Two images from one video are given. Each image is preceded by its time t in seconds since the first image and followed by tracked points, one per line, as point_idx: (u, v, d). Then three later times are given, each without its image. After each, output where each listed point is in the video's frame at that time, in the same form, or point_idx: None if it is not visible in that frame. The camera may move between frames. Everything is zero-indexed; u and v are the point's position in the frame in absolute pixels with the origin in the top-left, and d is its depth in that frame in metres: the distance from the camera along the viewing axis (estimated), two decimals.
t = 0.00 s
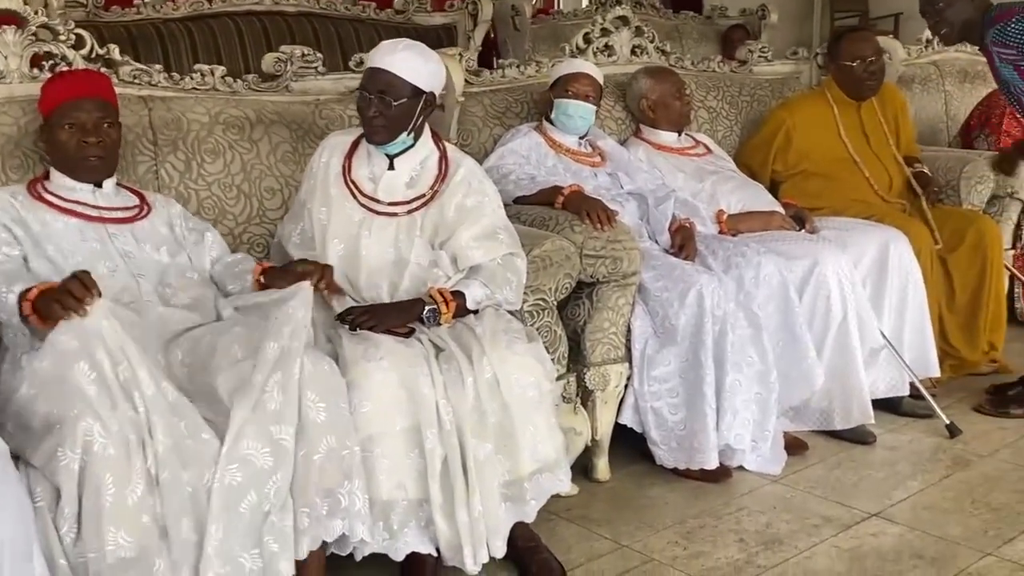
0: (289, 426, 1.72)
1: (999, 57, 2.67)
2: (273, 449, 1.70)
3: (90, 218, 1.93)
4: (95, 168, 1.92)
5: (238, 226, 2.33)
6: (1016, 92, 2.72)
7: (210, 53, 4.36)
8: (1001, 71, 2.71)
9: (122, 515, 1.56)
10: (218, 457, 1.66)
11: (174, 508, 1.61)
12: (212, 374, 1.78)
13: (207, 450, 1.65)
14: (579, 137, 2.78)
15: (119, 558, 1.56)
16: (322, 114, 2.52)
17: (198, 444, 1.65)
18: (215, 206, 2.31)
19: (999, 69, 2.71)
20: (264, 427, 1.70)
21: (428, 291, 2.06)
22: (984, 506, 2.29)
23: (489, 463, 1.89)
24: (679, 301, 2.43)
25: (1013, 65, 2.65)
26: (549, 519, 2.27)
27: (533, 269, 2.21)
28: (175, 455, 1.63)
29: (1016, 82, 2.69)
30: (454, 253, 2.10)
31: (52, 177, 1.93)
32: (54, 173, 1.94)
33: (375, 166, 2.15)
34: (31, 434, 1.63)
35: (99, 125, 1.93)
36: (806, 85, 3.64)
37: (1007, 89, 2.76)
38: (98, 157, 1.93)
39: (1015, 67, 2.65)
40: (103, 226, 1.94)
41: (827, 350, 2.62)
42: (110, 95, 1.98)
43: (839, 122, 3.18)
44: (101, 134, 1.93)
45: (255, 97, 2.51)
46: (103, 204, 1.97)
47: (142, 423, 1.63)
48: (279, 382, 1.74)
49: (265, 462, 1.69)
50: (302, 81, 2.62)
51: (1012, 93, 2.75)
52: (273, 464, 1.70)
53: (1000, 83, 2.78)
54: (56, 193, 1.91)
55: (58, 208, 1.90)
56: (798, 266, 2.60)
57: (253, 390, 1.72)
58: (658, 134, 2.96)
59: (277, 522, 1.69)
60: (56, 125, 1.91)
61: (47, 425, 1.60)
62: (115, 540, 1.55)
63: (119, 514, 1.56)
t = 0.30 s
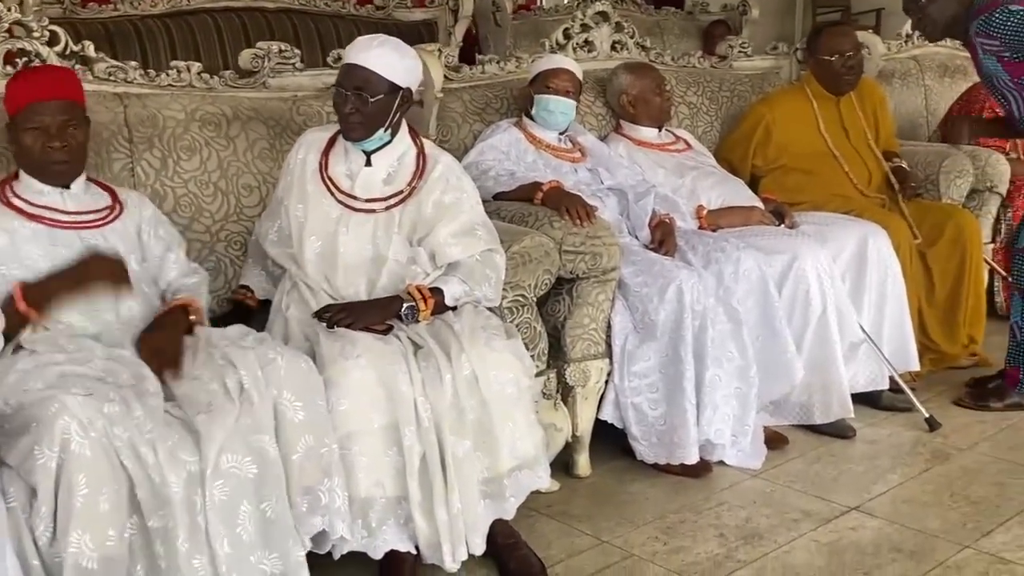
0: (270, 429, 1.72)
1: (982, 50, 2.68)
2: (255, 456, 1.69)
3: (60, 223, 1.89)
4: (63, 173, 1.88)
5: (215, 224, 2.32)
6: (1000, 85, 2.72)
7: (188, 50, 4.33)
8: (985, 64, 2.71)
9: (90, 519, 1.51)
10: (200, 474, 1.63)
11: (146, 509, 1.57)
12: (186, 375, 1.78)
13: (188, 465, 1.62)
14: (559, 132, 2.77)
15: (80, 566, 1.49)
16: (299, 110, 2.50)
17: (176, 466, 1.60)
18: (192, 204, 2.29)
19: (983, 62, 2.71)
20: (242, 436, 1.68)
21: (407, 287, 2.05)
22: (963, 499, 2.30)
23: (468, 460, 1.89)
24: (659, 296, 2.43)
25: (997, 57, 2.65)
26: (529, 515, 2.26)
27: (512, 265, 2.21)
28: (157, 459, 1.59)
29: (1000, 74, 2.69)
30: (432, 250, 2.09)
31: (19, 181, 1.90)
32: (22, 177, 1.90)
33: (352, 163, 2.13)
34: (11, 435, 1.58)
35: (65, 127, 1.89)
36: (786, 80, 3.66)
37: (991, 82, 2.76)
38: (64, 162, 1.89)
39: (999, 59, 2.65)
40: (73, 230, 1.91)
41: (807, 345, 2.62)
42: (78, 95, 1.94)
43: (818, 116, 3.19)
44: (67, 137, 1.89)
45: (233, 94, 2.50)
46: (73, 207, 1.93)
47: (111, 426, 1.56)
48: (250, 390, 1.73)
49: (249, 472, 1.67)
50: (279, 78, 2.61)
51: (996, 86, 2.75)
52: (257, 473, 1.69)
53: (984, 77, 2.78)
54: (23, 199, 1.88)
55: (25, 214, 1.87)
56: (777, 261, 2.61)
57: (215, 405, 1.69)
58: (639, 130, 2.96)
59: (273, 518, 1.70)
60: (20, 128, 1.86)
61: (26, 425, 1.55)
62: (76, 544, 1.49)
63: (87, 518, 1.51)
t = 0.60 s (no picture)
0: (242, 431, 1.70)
1: (962, 44, 2.67)
2: (229, 457, 1.68)
3: (10, 223, 1.86)
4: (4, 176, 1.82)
5: (190, 222, 2.30)
6: (978, 79, 2.72)
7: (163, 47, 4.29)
8: (963, 58, 2.71)
9: (67, 519, 1.49)
10: (174, 474, 1.61)
11: (120, 508, 1.56)
12: (158, 373, 1.76)
13: (161, 465, 1.60)
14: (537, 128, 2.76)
15: (61, 565, 1.48)
16: (275, 107, 2.49)
17: (152, 466, 1.59)
18: (167, 202, 2.28)
19: (961, 56, 2.71)
20: (216, 436, 1.67)
21: (384, 285, 2.04)
22: (940, 491, 2.32)
23: (446, 458, 1.88)
24: (638, 292, 2.42)
25: (978, 51, 2.65)
26: (509, 512, 2.26)
27: (490, 262, 2.20)
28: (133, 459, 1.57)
29: (980, 68, 2.69)
30: (410, 247, 2.08)
31: None
32: None
33: (328, 160, 2.12)
34: None
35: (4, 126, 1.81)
36: (764, 76, 3.66)
37: (967, 76, 2.76)
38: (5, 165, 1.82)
39: (980, 52, 2.65)
40: (26, 229, 1.87)
41: (785, 341, 2.63)
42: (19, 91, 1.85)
43: (796, 112, 3.19)
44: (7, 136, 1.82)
45: (208, 91, 2.48)
46: (25, 205, 1.88)
47: (87, 425, 1.55)
48: (222, 390, 1.71)
49: (224, 472, 1.66)
50: (255, 74, 2.59)
51: (973, 80, 2.75)
52: (232, 473, 1.67)
53: (959, 71, 2.78)
54: None
55: None
56: (755, 256, 2.61)
57: (189, 405, 1.68)
58: (617, 126, 2.96)
59: (248, 519, 1.68)
60: None
61: None
62: (56, 544, 1.47)
63: (64, 518, 1.49)
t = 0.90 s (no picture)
0: (212, 441, 1.68)
1: (936, 42, 2.70)
2: (199, 466, 1.66)
3: None
4: None
5: (161, 227, 2.28)
6: (951, 79, 2.75)
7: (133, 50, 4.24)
8: (936, 57, 2.74)
9: (34, 530, 1.48)
10: (144, 483, 1.60)
11: (89, 519, 1.55)
12: (127, 381, 1.72)
13: (131, 474, 1.58)
14: (512, 129, 2.75)
15: None
16: (247, 110, 2.46)
17: (120, 475, 1.57)
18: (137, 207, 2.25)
19: (935, 55, 2.74)
20: (186, 445, 1.65)
21: (358, 289, 2.02)
22: (915, 490, 2.33)
23: (421, 462, 1.87)
24: (613, 293, 2.42)
25: (951, 49, 2.68)
26: (485, 516, 2.25)
27: (465, 265, 2.19)
28: (100, 470, 1.56)
29: (953, 67, 2.72)
30: (383, 250, 2.07)
31: None
32: None
33: (301, 163, 2.10)
34: None
35: None
36: (738, 76, 3.67)
37: (941, 76, 2.78)
38: None
39: (953, 51, 2.68)
40: None
41: (760, 341, 2.63)
42: None
43: (770, 112, 3.20)
44: None
45: (178, 94, 2.45)
46: None
47: (54, 435, 1.53)
48: (192, 399, 1.69)
49: (195, 481, 1.65)
50: (226, 77, 2.57)
51: (946, 80, 2.77)
52: (202, 481, 1.66)
53: (934, 71, 2.81)
54: None
55: None
56: (730, 257, 2.62)
57: (158, 413, 1.65)
58: (591, 127, 2.95)
59: (220, 528, 1.67)
60: None
61: None
62: (23, 556, 1.46)
63: (31, 529, 1.47)
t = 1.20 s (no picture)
0: (180, 447, 1.66)
1: (899, 44, 2.70)
2: (167, 472, 1.64)
3: None
4: None
5: (127, 231, 2.26)
6: (915, 80, 2.76)
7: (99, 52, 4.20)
8: (900, 58, 2.74)
9: None
10: (111, 490, 1.57)
11: (54, 527, 1.52)
12: (94, 387, 1.69)
13: (98, 481, 1.56)
14: (483, 131, 2.75)
15: None
16: (214, 112, 2.44)
17: (86, 482, 1.55)
18: (103, 211, 2.23)
19: (898, 56, 2.74)
20: (153, 451, 1.63)
21: (327, 292, 2.01)
22: (884, 487, 2.35)
23: (392, 466, 1.87)
24: (584, 294, 2.43)
25: (914, 51, 2.69)
26: (457, 518, 2.25)
27: (435, 267, 2.18)
28: (65, 477, 1.53)
29: (916, 68, 2.73)
30: (352, 253, 2.06)
31: None
32: None
33: (268, 166, 2.09)
34: None
35: None
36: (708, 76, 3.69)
37: (905, 76, 2.80)
38: None
39: (916, 53, 2.69)
40: None
41: (731, 340, 2.65)
42: None
43: (739, 112, 3.22)
44: None
45: (145, 97, 2.43)
46: None
47: (18, 443, 1.51)
48: (160, 405, 1.67)
49: (163, 487, 1.63)
50: (193, 79, 2.55)
51: (910, 81, 2.79)
52: (170, 488, 1.64)
53: (897, 72, 2.82)
54: None
55: None
56: (700, 257, 2.63)
57: (125, 419, 1.63)
58: (562, 128, 2.96)
59: (188, 534, 1.65)
60: None
61: None
62: None
63: None
